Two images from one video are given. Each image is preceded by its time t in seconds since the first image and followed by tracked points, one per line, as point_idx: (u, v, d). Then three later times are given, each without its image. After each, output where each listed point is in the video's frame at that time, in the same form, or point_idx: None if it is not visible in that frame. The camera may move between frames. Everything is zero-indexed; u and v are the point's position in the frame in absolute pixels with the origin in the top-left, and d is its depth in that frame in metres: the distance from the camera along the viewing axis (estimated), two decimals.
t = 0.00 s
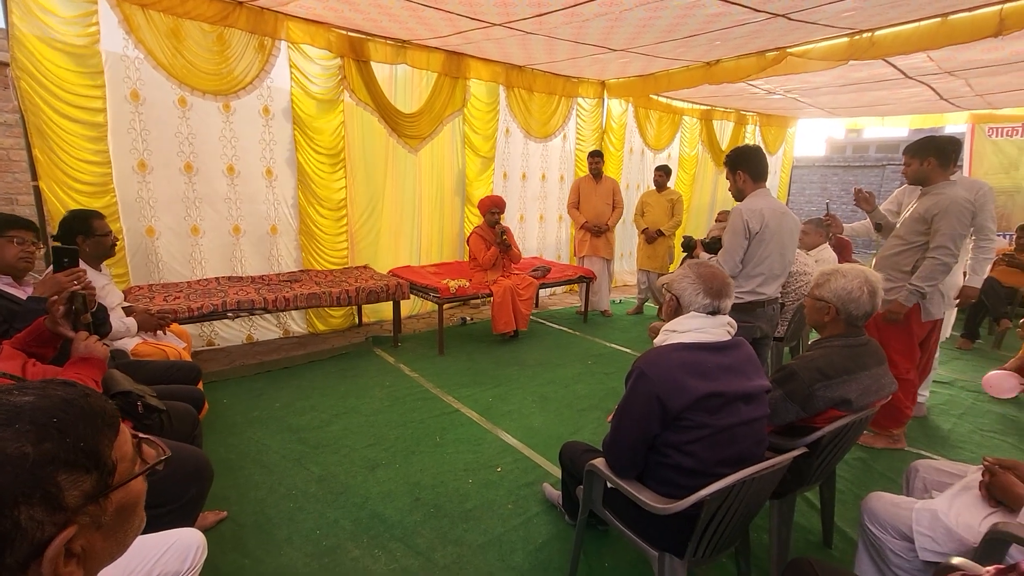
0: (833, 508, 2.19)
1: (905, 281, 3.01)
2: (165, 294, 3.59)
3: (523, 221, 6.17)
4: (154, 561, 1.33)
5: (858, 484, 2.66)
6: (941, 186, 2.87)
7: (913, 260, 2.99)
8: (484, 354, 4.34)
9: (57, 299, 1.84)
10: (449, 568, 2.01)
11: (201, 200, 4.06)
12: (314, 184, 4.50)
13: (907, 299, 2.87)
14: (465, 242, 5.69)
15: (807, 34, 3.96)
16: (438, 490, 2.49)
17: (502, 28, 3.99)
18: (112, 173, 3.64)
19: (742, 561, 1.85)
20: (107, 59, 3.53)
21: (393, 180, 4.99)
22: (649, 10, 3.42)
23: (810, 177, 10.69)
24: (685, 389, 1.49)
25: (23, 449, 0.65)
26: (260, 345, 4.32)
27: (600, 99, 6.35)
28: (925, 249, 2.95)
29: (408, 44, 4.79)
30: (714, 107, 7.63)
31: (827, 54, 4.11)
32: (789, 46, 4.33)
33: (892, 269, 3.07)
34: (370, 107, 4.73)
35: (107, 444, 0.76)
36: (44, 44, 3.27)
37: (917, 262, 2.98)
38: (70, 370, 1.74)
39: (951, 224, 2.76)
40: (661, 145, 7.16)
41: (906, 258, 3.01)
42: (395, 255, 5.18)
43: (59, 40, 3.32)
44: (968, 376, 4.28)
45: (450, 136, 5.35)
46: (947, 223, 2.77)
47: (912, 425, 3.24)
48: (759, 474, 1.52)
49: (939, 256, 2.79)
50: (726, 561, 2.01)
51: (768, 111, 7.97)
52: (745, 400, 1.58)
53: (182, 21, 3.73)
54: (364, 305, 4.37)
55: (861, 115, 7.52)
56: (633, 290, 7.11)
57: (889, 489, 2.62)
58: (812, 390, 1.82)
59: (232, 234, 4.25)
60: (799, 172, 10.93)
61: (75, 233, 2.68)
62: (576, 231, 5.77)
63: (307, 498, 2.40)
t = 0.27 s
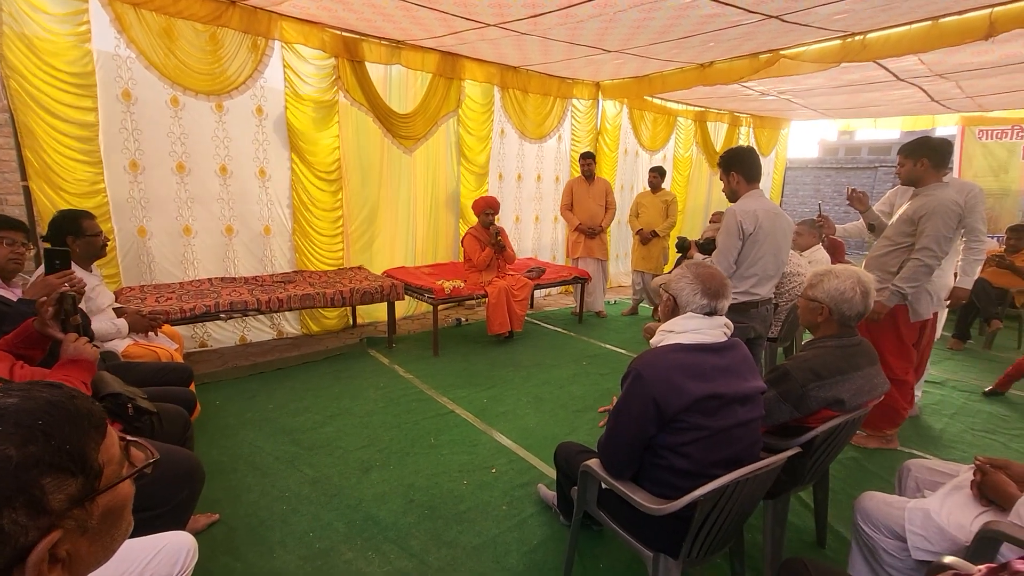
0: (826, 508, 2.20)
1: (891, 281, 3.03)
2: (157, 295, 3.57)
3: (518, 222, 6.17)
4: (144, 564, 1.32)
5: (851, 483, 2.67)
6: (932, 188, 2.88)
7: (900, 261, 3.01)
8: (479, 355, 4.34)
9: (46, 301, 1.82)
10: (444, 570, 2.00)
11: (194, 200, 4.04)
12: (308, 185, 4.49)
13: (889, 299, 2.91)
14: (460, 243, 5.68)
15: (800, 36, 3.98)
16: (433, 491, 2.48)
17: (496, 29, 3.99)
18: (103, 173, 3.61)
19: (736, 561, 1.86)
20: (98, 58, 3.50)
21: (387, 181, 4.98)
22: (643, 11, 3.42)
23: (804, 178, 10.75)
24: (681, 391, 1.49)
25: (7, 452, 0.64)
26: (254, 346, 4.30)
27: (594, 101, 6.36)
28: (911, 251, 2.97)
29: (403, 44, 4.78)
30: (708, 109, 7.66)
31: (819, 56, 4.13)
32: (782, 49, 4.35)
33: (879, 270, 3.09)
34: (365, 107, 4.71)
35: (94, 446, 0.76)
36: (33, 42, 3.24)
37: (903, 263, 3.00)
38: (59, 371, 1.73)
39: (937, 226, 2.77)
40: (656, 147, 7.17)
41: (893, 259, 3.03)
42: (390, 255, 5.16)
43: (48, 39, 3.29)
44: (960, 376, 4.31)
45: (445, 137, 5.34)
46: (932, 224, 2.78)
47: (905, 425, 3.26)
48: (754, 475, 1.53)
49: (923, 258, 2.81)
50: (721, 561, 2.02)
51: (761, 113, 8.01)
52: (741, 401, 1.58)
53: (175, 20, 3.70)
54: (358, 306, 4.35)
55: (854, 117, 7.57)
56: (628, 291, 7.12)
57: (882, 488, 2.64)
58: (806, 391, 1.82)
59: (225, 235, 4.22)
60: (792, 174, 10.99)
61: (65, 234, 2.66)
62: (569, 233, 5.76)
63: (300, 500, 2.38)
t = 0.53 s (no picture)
0: (824, 509, 2.20)
1: (886, 283, 3.04)
2: (153, 296, 3.55)
3: (516, 224, 6.17)
4: (137, 566, 1.31)
5: (848, 484, 2.68)
6: (927, 190, 2.90)
7: (894, 263, 3.02)
8: (477, 357, 4.33)
9: (40, 301, 1.80)
10: (441, 572, 1.99)
11: (190, 201, 4.02)
12: (305, 185, 4.48)
13: (884, 302, 2.91)
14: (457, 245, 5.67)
15: (797, 38, 3.99)
16: (430, 493, 2.47)
17: (494, 30, 3.99)
18: (99, 173, 3.60)
19: (734, 562, 1.85)
20: (94, 58, 3.49)
21: (385, 182, 4.98)
22: (641, 12, 3.43)
23: (801, 180, 10.78)
24: (678, 392, 1.49)
25: None
26: (250, 348, 4.28)
27: (592, 103, 6.37)
28: (906, 253, 2.98)
29: (401, 45, 4.77)
30: (705, 111, 7.67)
31: (816, 58, 4.15)
32: (779, 51, 4.37)
33: (874, 271, 3.10)
34: (362, 108, 4.71)
35: (80, 461, 0.78)
36: (29, 42, 3.23)
37: (898, 266, 3.01)
38: (53, 372, 1.71)
39: (930, 229, 2.78)
40: (654, 148, 7.18)
41: (887, 261, 3.04)
42: (388, 257, 5.16)
43: (44, 39, 3.28)
44: (956, 378, 4.32)
45: (443, 139, 5.34)
46: (925, 227, 2.79)
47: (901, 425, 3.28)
48: (751, 476, 1.53)
49: (918, 261, 2.81)
50: (718, 562, 2.02)
51: (758, 116, 8.04)
52: (739, 402, 1.58)
53: (171, 21, 3.69)
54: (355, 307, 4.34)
55: (850, 119, 7.59)
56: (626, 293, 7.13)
57: (879, 489, 2.64)
58: (803, 392, 1.82)
59: (221, 236, 4.21)
60: (789, 176, 11.04)
61: (60, 234, 2.64)
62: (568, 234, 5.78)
63: (297, 502, 2.37)
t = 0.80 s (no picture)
0: (830, 512, 2.19)
1: (894, 285, 3.02)
2: (158, 298, 3.57)
3: (520, 226, 6.17)
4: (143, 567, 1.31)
5: (854, 486, 2.66)
6: (933, 191, 2.88)
7: (902, 264, 3.00)
8: (481, 359, 4.33)
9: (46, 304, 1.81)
10: (445, 573, 1.99)
11: (195, 203, 4.04)
12: (309, 188, 4.49)
13: (894, 305, 2.89)
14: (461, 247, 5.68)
15: (802, 39, 3.99)
16: (434, 495, 2.47)
17: (498, 31, 4.00)
18: (105, 177, 3.62)
19: (739, 565, 1.84)
20: (100, 63, 3.52)
21: (389, 185, 4.99)
22: (644, 12, 3.43)
23: (805, 182, 10.76)
24: (682, 392, 1.49)
25: None
26: (254, 350, 4.30)
27: (596, 105, 6.37)
28: (914, 254, 2.96)
29: (404, 48, 4.76)
30: (709, 113, 7.65)
31: (820, 60, 4.14)
32: (783, 52, 4.36)
33: (882, 273, 3.08)
34: (367, 111, 4.73)
35: (25, 512, 0.71)
36: (37, 47, 3.25)
37: (906, 267, 2.99)
38: (59, 373, 1.72)
39: (938, 230, 2.76)
40: (657, 150, 7.18)
41: (895, 263, 3.02)
42: (392, 259, 5.16)
43: (52, 44, 3.31)
44: (963, 380, 4.29)
45: (447, 141, 5.35)
46: (933, 228, 2.78)
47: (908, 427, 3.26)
48: (756, 477, 1.52)
49: (927, 263, 2.79)
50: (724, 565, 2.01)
51: (762, 117, 8.02)
52: (743, 403, 1.57)
53: (177, 25, 3.71)
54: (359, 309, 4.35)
55: (855, 120, 7.57)
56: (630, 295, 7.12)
57: (885, 491, 2.62)
58: (808, 393, 1.81)
59: (226, 238, 4.22)
60: (794, 177, 11.01)
61: (67, 237, 2.66)
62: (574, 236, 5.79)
63: (301, 503, 2.37)
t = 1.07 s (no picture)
0: (842, 515, 2.15)
1: (912, 286, 2.97)
2: (169, 297, 3.60)
3: (529, 226, 6.16)
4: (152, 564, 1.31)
5: (866, 489, 2.62)
6: (949, 189, 2.84)
7: (919, 264, 2.95)
8: (489, 359, 4.33)
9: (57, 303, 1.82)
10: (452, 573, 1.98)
11: (206, 204, 4.08)
12: (318, 188, 4.52)
13: (913, 307, 2.83)
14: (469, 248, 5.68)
15: (814, 37, 3.95)
16: (441, 494, 2.47)
17: (506, 29, 4.00)
18: (118, 178, 3.66)
19: (749, 567, 1.82)
20: (114, 65, 3.56)
21: (398, 185, 5.00)
22: (654, 9, 3.41)
23: (817, 182, 10.65)
24: (692, 392, 1.47)
25: None
26: (264, 349, 4.32)
27: (605, 104, 6.35)
28: (931, 254, 2.91)
29: (413, 49, 4.78)
30: (719, 112, 7.60)
31: (832, 57, 4.10)
32: (795, 50, 4.31)
33: (898, 273, 3.03)
34: (376, 112, 4.75)
35: (62, 502, 0.71)
36: (52, 50, 3.30)
37: (923, 267, 2.94)
38: (71, 372, 1.73)
39: (957, 230, 2.72)
40: (667, 150, 7.14)
41: (912, 263, 2.97)
42: (400, 259, 5.18)
43: (67, 47, 3.35)
44: (979, 382, 4.22)
45: (456, 142, 5.36)
46: (952, 227, 2.73)
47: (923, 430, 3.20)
48: (767, 478, 1.50)
49: (945, 263, 2.74)
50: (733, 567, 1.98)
51: (774, 116, 7.95)
52: (753, 404, 1.55)
53: (189, 27, 3.75)
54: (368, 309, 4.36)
55: (868, 119, 7.48)
56: (639, 296, 7.08)
57: (899, 494, 2.58)
58: (820, 394, 1.79)
59: (236, 238, 4.26)
60: (805, 177, 10.91)
61: (80, 236, 2.69)
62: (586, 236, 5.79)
63: (309, 502, 2.38)
